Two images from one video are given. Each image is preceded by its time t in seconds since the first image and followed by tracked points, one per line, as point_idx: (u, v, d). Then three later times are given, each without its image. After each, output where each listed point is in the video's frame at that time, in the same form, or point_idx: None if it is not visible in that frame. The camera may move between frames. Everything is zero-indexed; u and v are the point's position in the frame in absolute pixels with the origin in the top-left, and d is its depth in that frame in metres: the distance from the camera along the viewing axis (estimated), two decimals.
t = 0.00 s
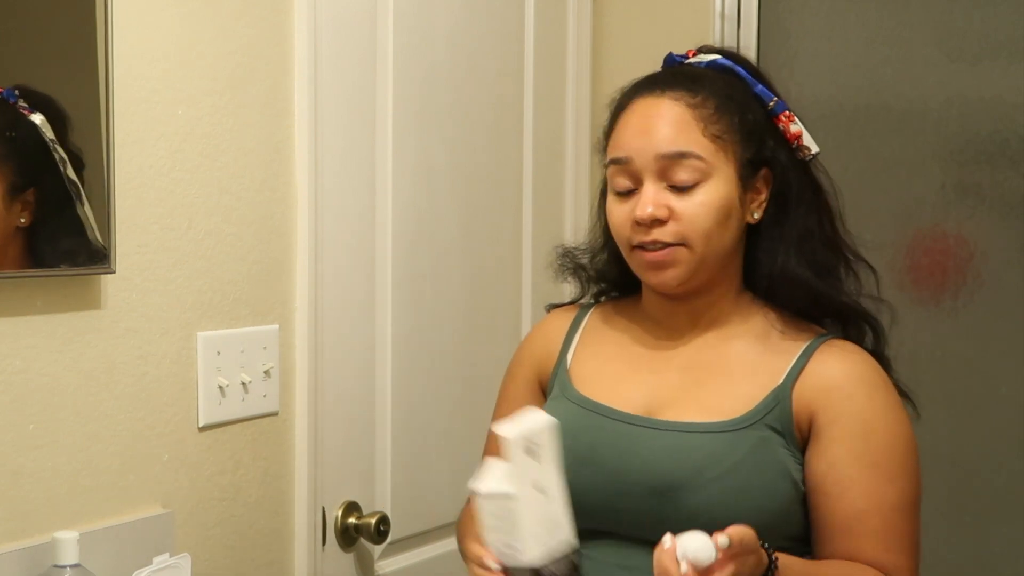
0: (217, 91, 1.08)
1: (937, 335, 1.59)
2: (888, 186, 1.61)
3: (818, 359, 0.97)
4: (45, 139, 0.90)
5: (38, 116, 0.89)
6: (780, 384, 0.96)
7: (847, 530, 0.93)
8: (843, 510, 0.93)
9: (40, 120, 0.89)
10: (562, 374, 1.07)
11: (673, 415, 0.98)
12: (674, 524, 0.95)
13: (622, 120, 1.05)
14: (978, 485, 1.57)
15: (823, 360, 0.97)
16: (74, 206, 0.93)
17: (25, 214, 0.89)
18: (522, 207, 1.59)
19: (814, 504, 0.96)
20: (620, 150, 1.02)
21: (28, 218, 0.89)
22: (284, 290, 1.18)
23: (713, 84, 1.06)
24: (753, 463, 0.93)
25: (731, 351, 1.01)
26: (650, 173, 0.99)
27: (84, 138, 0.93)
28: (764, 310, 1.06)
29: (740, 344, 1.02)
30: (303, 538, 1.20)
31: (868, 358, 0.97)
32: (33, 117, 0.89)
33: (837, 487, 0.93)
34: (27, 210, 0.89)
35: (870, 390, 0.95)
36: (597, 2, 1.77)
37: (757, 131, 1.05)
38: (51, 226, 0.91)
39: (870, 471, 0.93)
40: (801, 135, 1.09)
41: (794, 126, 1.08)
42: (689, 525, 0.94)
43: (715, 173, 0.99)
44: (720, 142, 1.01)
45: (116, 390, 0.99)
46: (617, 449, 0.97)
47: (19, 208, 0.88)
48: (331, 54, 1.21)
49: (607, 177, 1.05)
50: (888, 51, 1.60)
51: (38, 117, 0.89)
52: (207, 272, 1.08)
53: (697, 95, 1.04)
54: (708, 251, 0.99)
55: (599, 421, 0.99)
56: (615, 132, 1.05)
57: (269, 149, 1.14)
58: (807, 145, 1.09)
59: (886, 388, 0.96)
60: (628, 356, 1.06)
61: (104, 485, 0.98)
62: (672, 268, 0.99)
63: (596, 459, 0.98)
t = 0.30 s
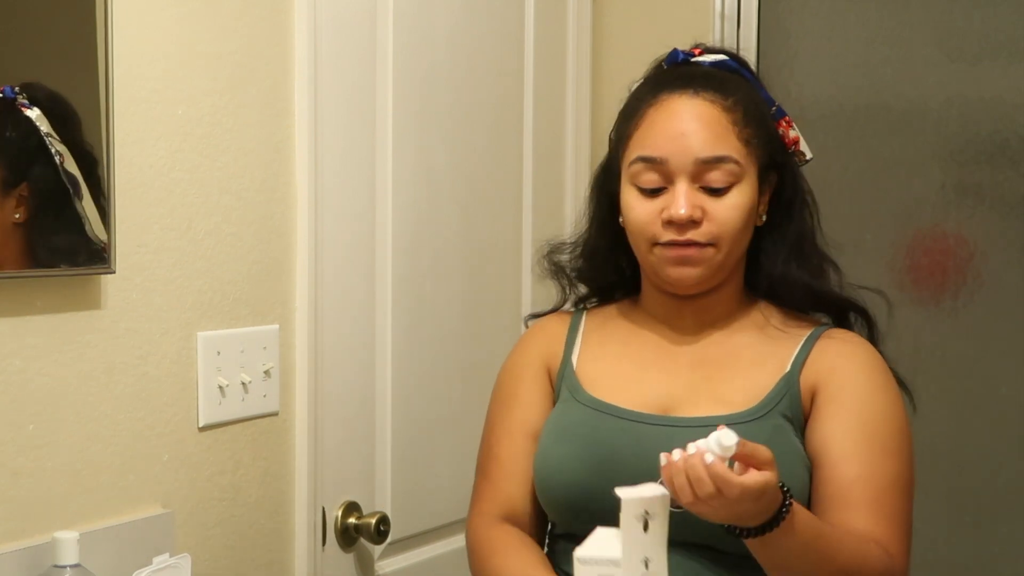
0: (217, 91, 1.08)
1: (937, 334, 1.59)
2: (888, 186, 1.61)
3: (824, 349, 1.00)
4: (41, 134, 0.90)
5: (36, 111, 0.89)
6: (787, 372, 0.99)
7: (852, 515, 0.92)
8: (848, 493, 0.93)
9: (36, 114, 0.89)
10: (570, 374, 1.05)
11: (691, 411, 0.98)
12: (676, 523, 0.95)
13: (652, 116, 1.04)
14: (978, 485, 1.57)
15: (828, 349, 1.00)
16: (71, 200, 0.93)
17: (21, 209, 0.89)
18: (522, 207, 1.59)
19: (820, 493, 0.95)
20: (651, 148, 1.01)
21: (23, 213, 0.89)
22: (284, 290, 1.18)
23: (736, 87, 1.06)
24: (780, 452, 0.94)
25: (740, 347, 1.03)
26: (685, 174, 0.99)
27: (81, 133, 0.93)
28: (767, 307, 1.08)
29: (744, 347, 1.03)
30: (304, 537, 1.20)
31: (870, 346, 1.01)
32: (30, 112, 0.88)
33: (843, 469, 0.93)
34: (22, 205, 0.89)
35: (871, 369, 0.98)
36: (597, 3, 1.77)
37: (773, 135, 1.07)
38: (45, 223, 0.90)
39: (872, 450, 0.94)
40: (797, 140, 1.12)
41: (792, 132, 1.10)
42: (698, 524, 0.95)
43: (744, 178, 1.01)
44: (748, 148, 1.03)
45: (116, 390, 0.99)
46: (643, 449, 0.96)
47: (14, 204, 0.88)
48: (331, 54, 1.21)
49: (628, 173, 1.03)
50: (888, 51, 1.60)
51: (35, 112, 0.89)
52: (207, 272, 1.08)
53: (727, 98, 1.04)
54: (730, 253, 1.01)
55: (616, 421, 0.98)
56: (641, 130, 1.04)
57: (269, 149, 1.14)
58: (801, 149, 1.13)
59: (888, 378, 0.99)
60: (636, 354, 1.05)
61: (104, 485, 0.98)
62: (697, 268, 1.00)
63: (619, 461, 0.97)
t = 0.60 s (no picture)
0: (217, 91, 1.08)
1: (937, 334, 1.59)
2: (888, 186, 1.61)
3: (826, 345, 1.01)
4: (36, 131, 0.89)
5: (29, 109, 0.88)
6: (788, 371, 0.99)
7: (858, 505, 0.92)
8: (856, 484, 0.93)
9: (30, 112, 0.88)
10: (570, 377, 1.05)
11: (694, 412, 0.98)
12: (678, 523, 0.95)
13: (661, 118, 1.03)
14: (977, 484, 1.57)
15: (829, 344, 1.01)
16: (68, 195, 0.92)
17: (17, 207, 0.88)
18: (522, 206, 1.59)
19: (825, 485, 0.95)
20: (659, 151, 1.01)
21: (21, 211, 0.89)
22: (284, 290, 1.18)
23: (745, 92, 1.06)
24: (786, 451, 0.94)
25: (741, 348, 1.03)
26: (691, 178, 0.99)
27: (76, 129, 0.92)
28: (767, 310, 1.08)
29: (745, 348, 1.03)
30: (303, 537, 1.20)
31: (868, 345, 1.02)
32: (24, 110, 0.88)
33: (850, 458, 0.93)
34: (19, 203, 0.88)
35: (869, 365, 0.99)
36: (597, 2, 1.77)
37: (778, 141, 1.07)
38: (43, 221, 0.90)
39: (873, 442, 0.94)
40: (799, 146, 1.12)
41: (794, 137, 1.11)
42: (701, 524, 0.95)
43: (749, 185, 1.01)
44: (754, 155, 1.03)
45: (116, 390, 0.99)
46: (648, 450, 0.96)
47: (11, 202, 0.88)
48: (332, 54, 1.21)
49: (633, 174, 1.03)
50: (888, 51, 1.60)
51: (29, 109, 0.88)
52: (207, 272, 1.08)
53: (735, 103, 1.04)
54: (731, 258, 1.01)
55: (617, 423, 0.98)
56: (649, 131, 1.04)
57: (269, 149, 1.14)
58: (802, 156, 1.13)
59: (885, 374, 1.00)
60: (636, 355, 1.05)
61: (104, 485, 0.98)
62: (697, 272, 1.00)
63: (625, 461, 0.96)
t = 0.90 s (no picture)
0: (217, 91, 1.08)
1: (937, 334, 1.59)
2: (888, 186, 1.61)
3: (826, 344, 1.01)
4: (35, 131, 0.89)
5: (27, 109, 0.88)
6: (783, 373, 0.99)
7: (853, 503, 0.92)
8: (851, 482, 0.93)
9: (28, 112, 0.88)
10: (566, 379, 1.05)
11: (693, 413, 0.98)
12: (677, 523, 0.95)
13: (661, 119, 1.03)
14: (977, 484, 1.57)
15: (828, 343, 1.01)
16: (67, 195, 0.92)
17: (16, 208, 0.88)
18: (522, 206, 1.59)
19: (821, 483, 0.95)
20: (658, 152, 1.01)
21: (20, 212, 0.89)
22: (284, 290, 1.18)
23: (746, 94, 1.06)
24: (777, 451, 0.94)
25: (740, 348, 1.03)
26: (690, 180, 0.99)
27: (74, 129, 0.92)
28: (766, 311, 1.08)
29: (744, 348, 1.03)
30: (303, 537, 1.20)
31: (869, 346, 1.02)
32: (23, 111, 0.88)
33: (845, 457, 0.94)
34: (17, 204, 0.88)
35: (867, 365, 0.99)
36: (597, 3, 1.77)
37: (778, 142, 1.07)
38: (42, 221, 0.90)
39: (869, 443, 0.94)
40: (800, 148, 1.13)
41: (796, 138, 1.11)
42: (700, 525, 0.95)
43: (749, 187, 1.01)
44: (754, 156, 1.02)
45: (116, 390, 0.99)
46: (641, 451, 0.96)
47: (10, 202, 0.88)
48: (332, 54, 1.21)
49: (632, 175, 1.03)
50: (888, 51, 1.60)
51: (27, 109, 0.88)
52: (207, 272, 1.08)
53: (735, 104, 1.04)
54: (730, 260, 1.01)
55: (612, 425, 0.98)
56: (648, 132, 1.04)
57: (269, 149, 1.15)
58: (804, 158, 1.14)
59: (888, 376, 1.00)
60: (634, 357, 1.05)
61: (104, 485, 0.98)
62: (696, 273, 1.00)
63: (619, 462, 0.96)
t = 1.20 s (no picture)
0: (217, 91, 1.08)
1: (936, 334, 1.59)
2: (888, 186, 1.61)
3: (822, 343, 1.01)
4: (47, 136, 0.90)
5: (42, 115, 0.89)
6: (779, 368, 0.99)
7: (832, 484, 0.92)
8: (834, 468, 0.92)
9: (42, 117, 0.89)
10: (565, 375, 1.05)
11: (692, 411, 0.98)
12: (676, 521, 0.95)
13: (658, 113, 1.04)
14: (977, 484, 1.57)
15: (828, 340, 1.01)
16: (77, 203, 0.93)
17: (25, 209, 0.88)
18: (522, 206, 1.59)
19: (807, 470, 0.95)
20: (655, 143, 1.01)
21: (26, 213, 0.89)
22: (284, 290, 1.18)
23: (745, 92, 1.06)
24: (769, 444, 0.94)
25: (738, 345, 1.03)
26: (685, 170, 0.99)
27: (83, 136, 0.93)
28: (764, 310, 1.09)
29: (743, 347, 1.03)
30: (303, 537, 1.20)
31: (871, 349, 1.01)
32: (36, 116, 0.89)
33: (832, 444, 0.93)
34: (26, 204, 0.89)
35: (861, 359, 0.98)
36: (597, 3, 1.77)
37: (777, 143, 1.07)
38: (47, 223, 0.90)
39: (857, 433, 0.93)
40: (804, 154, 1.14)
41: (799, 144, 1.12)
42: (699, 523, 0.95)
43: (745, 178, 1.00)
44: (751, 150, 1.02)
45: (116, 390, 0.99)
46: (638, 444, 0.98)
47: (17, 203, 0.88)
48: (332, 54, 1.21)
49: (630, 168, 1.04)
50: (887, 51, 1.60)
51: (42, 115, 0.89)
52: (207, 272, 1.08)
53: (733, 100, 1.04)
54: (728, 253, 1.00)
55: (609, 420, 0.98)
56: (646, 126, 1.04)
57: (269, 149, 1.14)
58: (807, 163, 1.14)
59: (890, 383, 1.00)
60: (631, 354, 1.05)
61: (104, 485, 0.98)
62: (694, 266, 0.99)
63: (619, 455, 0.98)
